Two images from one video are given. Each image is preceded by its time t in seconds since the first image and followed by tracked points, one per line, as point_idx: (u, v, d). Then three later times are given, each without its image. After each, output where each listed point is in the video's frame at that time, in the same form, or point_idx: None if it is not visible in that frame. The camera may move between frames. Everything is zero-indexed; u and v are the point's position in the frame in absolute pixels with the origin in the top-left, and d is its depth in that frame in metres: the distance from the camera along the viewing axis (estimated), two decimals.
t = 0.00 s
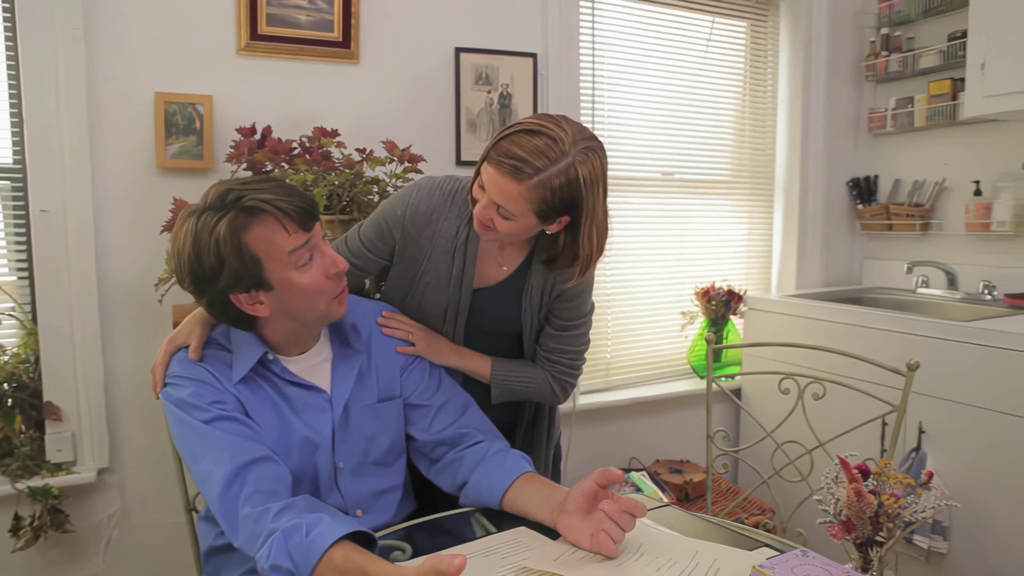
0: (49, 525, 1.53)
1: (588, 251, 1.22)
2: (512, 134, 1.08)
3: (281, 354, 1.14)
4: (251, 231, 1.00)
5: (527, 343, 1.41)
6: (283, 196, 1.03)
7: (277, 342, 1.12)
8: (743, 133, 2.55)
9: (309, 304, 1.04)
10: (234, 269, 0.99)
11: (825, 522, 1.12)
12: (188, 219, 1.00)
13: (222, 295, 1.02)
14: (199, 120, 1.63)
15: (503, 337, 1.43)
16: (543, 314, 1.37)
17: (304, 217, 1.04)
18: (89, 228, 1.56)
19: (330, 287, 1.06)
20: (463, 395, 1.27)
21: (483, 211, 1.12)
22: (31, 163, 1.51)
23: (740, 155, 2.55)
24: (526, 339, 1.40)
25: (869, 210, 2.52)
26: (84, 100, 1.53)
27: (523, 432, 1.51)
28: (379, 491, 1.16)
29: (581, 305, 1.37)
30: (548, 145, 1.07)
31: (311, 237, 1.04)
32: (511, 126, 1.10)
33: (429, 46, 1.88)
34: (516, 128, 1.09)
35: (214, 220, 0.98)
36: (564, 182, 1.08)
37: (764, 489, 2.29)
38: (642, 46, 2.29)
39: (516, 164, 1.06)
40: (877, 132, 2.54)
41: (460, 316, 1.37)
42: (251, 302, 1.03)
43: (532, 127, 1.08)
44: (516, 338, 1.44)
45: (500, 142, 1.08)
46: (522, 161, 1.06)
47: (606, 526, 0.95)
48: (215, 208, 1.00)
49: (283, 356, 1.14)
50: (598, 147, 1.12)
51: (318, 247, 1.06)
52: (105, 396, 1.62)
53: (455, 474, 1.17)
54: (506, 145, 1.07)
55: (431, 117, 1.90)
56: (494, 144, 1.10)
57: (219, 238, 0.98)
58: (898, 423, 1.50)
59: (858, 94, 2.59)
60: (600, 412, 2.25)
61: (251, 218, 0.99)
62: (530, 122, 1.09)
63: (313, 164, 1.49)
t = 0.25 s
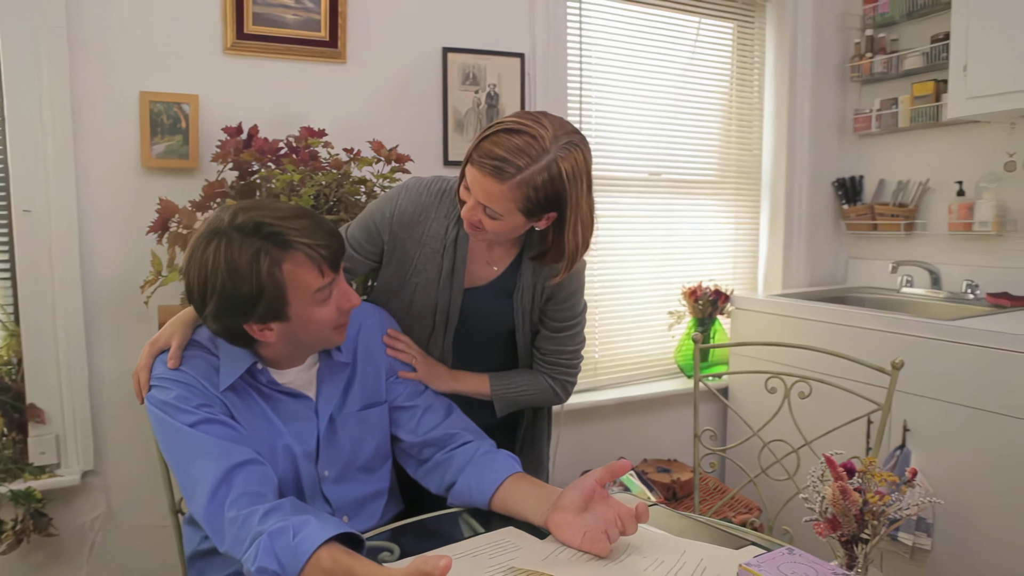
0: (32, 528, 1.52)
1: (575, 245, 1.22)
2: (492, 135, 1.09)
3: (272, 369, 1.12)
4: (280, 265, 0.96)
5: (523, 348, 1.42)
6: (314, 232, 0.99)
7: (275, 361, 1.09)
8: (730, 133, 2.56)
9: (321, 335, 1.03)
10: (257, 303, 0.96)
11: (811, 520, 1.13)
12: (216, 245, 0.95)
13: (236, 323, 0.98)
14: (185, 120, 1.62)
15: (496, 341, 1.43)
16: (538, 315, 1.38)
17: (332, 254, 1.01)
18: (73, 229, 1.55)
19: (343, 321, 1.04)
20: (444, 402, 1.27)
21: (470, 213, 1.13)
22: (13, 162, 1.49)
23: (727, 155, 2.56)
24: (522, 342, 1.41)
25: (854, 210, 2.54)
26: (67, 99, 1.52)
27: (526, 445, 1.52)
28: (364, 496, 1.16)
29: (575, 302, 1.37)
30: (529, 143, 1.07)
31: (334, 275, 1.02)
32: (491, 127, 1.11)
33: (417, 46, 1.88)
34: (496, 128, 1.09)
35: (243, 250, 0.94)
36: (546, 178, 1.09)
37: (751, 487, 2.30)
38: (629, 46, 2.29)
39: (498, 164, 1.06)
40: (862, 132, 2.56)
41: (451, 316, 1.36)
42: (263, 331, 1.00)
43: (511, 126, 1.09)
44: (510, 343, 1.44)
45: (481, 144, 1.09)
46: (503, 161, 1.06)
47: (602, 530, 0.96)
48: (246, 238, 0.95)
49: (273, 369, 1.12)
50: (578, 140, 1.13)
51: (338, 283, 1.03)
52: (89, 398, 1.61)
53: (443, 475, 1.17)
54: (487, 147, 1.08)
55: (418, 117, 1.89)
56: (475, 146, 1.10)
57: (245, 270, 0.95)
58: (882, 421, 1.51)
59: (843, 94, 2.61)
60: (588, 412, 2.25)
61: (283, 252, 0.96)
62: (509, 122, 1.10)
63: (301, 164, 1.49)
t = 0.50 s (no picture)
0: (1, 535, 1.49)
1: (552, 252, 1.22)
2: (484, 131, 1.08)
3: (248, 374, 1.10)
4: (260, 274, 0.95)
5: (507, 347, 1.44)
6: (296, 242, 0.98)
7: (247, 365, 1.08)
8: (706, 134, 2.58)
9: (294, 344, 1.02)
10: (231, 309, 0.95)
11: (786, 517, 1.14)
12: (199, 249, 0.94)
13: (207, 326, 0.97)
14: (158, 119, 1.60)
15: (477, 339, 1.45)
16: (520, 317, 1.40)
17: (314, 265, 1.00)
18: (43, 230, 1.52)
19: (317, 332, 1.03)
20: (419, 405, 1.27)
21: (450, 207, 1.11)
22: None
23: (703, 156, 2.58)
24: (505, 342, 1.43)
25: (828, 210, 2.57)
26: (37, 97, 1.49)
27: (512, 443, 1.52)
28: (340, 501, 1.16)
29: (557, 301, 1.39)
30: (520, 144, 1.07)
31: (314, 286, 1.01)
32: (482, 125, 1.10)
33: (393, 45, 1.87)
34: (488, 126, 1.09)
35: (225, 256, 0.93)
36: (534, 181, 1.09)
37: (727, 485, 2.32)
38: (606, 47, 2.30)
39: (489, 159, 1.06)
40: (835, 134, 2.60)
41: (433, 320, 1.37)
42: (237, 336, 0.98)
43: (504, 125, 1.09)
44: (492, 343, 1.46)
45: (472, 138, 1.09)
46: (493, 157, 1.06)
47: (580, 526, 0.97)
48: (228, 244, 0.94)
49: (252, 373, 1.11)
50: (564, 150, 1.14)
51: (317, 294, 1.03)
52: (61, 401, 1.58)
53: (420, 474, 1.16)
54: (478, 143, 1.08)
55: (395, 117, 1.89)
56: (464, 141, 1.10)
57: (223, 276, 0.94)
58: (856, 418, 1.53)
59: (817, 96, 2.65)
60: (566, 412, 2.26)
61: (263, 261, 0.95)
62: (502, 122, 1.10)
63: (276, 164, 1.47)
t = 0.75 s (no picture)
0: None
1: (530, 272, 1.21)
2: (454, 161, 1.07)
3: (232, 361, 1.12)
4: (215, 244, 0.97)
5: (489, 348, 1.46)
6: (264, 234, 0.98)
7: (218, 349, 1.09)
8: (687, 135, 2.60)
9: (231, 334, 1.01)
10: (182, 266, 0.98)
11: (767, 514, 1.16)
12: (190, 194, 1.01)
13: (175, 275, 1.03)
14: (136, 118, 1.58)
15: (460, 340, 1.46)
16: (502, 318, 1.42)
17: (273, 263, 0.99)
18: (18, 229, 1.50)
19: (258, 333, 1.01)
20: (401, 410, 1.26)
21: (424, 235, 1.12)
22: None
23: (684, 156, 2.60)
24: (486, 342, 1.45)
25: (807, 210, 2.60)
26: (11, 95, 1.47)
27: (497, 446, 1.52)
28: (324, 503, 1.16)
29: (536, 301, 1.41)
30: (487, 174, 1.06)
31: (267, 284, 0.99)
32: (454, 152, 1.09)
33: (375, 45, 1.86)
34: (459, 154, 1.08)
35: (193, 213, 0.98)
36: (503, 210, 1.08)
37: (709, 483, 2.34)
38: (587, 48, 2.31)
39: (455, 195, 1.06)
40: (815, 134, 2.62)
41: (411, 326, 1.37)
42: (192, 296, 1.02)
43: (472, 154, 1.07)
44: (473, 342, 1.48)
45: (442, 169, 1.08)
46: (460, 193, 1.06)
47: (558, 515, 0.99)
48: (201, 205, 0.99)
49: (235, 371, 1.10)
50: (537, 170, 1.11)
51: (272, 295, 1.00)
52: (36, 404, 1.55)
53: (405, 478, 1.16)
54: (446, 174, 1.07)
55: (377, 116, 1.88)
56: (436, 169, 1.10)
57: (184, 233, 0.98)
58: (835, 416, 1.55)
59: (796, 98, 2.67)
60: (549, 412, 2.26)
61: (221, 232, 0.97)
62: (472, 148, 1.08)
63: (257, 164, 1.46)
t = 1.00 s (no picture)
0: None
1: (511, 275, 1.22)
2: (429, 171, 1.07)
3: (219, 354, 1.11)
4: (201, 212, 0.99)
5: (467, 353, 1.45)
6: (249, 202, 1.01)
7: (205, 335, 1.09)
8: (671, 135, 2.61)
9: (214, 308, 1.01)
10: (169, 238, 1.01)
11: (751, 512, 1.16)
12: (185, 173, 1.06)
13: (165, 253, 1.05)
14: (117, 117, 1.56)
15: (440, 343, 1.46)
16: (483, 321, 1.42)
17: (258, 231, 1.00)
18: None
19: (242, 304, 1.01)
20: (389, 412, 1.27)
21: (407, 242, 1.13)
22: None
23: (668, 156, 2.61)
24: (465, 348, 1.44)
25: (790, 211, 2.62)
26: None
27: (481, 447, 1.51)
28: (309, 501, 1.14)
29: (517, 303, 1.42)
30: (466, 183, 1.06)
31: (252, 254, 1.00)
32: (429, 159, 1.09)
33: (358, 45, 1.86)
34: (434, 162, 1.07)
35: (184, 185, 1.01)
36: (483, 216, 1.08)
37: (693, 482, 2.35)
38: (572, 49, 2.32)
39: (435, 205, 1.05)
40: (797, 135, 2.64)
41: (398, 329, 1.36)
42: (181, 272, 1.04)
43: (449, 162, 1.07)
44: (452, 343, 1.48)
45: (419, 180, 1.08)
46: (439, 204, 1.05)
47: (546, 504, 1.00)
48: (192, 177, 1.02)
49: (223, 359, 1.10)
50: (518, 175, 1.11)
51: (256, 266, 1.01)
52: (14, 408, 1.53)
53: (389, 479, 1.17)
54: (425, 182, 1.07)
55: (360, 116, 1.87)
56: (412, 179, 1.09)
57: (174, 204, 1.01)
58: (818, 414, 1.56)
59: (778, 99, 2.69)
60: (534, 412, 2.26)
61: (208, 201, 0.99)
62: (447, 155, 1.08)
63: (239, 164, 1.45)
